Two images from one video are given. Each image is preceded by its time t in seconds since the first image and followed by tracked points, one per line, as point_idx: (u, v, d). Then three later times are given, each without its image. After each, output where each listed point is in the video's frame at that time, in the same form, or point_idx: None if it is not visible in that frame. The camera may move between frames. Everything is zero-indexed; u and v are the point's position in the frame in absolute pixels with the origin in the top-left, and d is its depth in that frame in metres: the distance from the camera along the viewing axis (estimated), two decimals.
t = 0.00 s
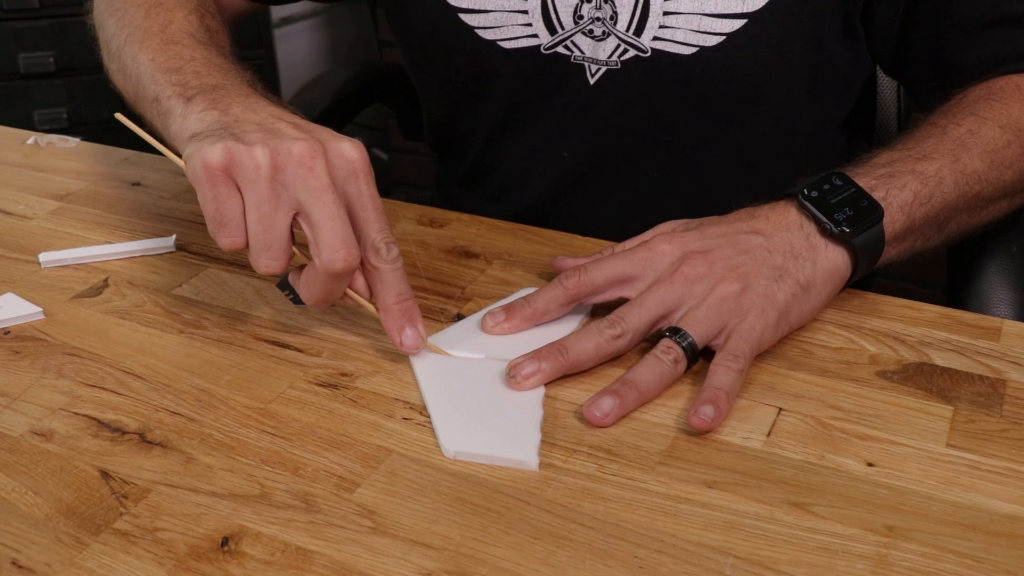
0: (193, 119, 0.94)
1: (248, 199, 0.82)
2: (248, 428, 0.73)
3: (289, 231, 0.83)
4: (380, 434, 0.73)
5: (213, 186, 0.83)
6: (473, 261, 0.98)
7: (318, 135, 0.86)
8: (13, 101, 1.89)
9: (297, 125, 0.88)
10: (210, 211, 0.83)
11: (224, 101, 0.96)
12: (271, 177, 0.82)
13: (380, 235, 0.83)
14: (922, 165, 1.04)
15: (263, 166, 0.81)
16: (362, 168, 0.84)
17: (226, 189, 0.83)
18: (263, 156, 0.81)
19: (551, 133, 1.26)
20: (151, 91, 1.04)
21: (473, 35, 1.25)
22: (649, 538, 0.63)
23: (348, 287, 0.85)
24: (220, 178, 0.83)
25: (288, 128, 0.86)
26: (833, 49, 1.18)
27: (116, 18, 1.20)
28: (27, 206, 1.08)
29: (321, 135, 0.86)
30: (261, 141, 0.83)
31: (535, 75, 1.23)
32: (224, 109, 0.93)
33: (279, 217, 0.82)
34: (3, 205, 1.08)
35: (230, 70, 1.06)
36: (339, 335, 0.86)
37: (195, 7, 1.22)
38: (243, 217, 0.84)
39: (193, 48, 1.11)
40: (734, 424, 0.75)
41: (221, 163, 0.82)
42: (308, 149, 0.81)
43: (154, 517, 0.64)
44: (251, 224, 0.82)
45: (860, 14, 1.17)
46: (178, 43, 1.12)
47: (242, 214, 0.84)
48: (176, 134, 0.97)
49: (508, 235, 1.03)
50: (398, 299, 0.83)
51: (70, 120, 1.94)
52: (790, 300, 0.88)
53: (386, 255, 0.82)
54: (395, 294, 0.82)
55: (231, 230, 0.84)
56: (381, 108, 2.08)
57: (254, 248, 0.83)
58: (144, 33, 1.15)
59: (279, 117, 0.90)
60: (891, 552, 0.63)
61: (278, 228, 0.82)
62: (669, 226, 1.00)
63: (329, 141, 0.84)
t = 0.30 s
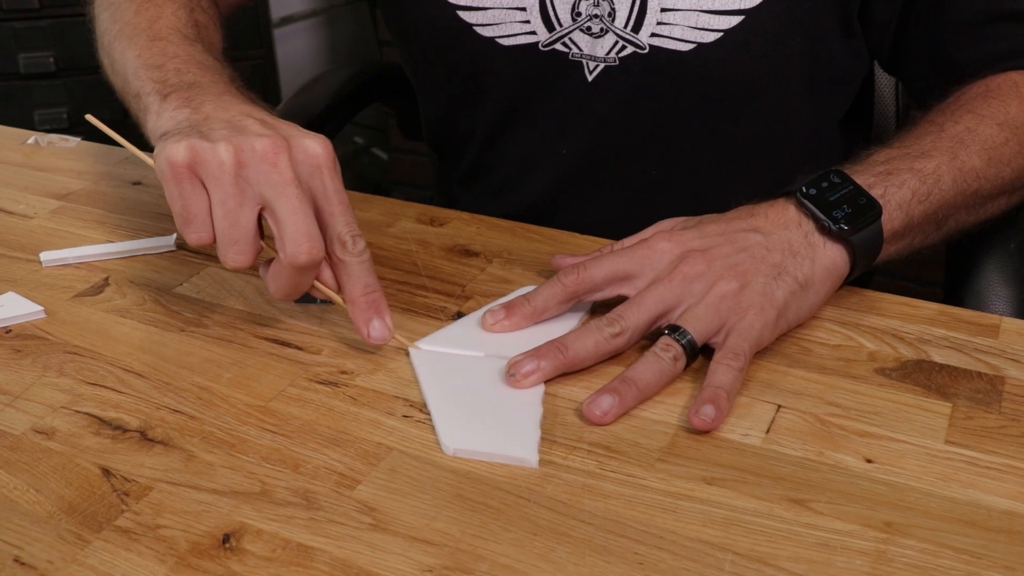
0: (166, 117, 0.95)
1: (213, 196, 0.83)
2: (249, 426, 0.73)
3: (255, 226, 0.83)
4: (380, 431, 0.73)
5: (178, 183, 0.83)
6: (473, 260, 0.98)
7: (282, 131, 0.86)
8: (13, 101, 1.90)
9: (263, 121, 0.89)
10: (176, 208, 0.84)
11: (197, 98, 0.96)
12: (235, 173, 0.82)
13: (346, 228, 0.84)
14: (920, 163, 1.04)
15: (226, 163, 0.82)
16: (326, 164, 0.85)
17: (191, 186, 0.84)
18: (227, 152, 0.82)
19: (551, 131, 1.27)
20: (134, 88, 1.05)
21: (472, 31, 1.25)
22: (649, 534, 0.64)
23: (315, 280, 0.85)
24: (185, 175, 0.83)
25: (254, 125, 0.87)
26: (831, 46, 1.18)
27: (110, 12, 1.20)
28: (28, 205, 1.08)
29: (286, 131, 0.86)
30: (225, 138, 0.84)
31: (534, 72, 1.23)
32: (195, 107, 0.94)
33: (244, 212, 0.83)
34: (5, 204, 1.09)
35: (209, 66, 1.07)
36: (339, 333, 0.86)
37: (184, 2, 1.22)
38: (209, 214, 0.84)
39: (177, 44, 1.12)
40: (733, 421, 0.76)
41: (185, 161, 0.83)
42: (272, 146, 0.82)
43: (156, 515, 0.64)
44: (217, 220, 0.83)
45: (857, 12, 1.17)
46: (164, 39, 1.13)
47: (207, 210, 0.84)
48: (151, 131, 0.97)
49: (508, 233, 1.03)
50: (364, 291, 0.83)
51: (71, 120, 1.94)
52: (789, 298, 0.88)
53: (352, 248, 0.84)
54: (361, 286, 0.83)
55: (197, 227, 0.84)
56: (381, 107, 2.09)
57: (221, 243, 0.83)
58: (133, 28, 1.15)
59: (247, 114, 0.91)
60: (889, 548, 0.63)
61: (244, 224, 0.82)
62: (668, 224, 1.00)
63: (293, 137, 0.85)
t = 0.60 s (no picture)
0: (175, 124, 0.95)
1: (219, 192, 0.84)
2: (254, 425, 0.73)
3: (264, 215, 0.83)
4: (385, 430, 0.73)
5: (183, 187, 0.85)
6: (476, 260, 0.98)
7: (280, 118, 0.86)
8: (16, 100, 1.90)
9: (261, 113, 0.89)
10: (188, 211, 0.85)
11: (203, 103, 0.96)
12: (236, 166, 0.83)
13: (358, 203, 0.82)
14: (923, 165, 1.04)
15: (225, 157, 0.83)
16: (327, 143, 0.83)
17: (198, 187, 0.85)
18: (223, 147, 0.83)
19: (553, 130, 1.27)
20: (149, 100, 1.05)
21: (474, 27, 1.25)
22: (653, 534, 0.64)
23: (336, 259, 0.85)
24: (189, 177, 0.84)
25: (252, 117, 0.87)
26: (832, 40, 1.19)
27: (125, 25, 1.21)
28: (33, 205, 1.08)
29: (284, 119, 0.86)
30: (221, 133, 0.85)
31: (536, 69, 1.24)
32: (200, 111, 0.94)
33: (252, 202, 0.83)
34: (9, 203, 1.09)
35: (217, 69, 1.06)
36: (343, 332, 0.86)
37: (194, 7, 1.23)
38: (219, 211, 0.85)
39: (187, 49, 1.12)
40: (736, 421, 0.76)
41: (185, 163, 0.84)
42: (266, 133, 0.83)
43: (162, 513, 0.64)
44: (227, 215, 0.84)
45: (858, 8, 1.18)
46: (176, 46, 1.13)
47: (218, 208, 0.85)
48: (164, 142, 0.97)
49: (511, 234, 1.03)
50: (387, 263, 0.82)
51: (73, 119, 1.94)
52: (791, 300, 0.88)
53: (368, 221, 0.82)
54: (384, 257, 0.82)
55: (209, 226, 0.85)
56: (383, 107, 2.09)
57: (237, 238, 0.84)
58: (146, 39, 1.16)
59: (247, 109, 0.91)
60: (893, 547, 0.64)
61: (253, 214, 0.83)
62: (672, 225, 1.00)
63: (289, 122, 0.84)
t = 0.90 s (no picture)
0: (214, 155, 0.95)
1: (268, 228, 0.84)
2: (261, 425, 0.73)
3: (312, 251, 0.83)
4: (391, 431, 0.73)
5: (232, 223, 0.85)
6: (482, 261, 0.98)
7: (326, 153, 0.88)
8: (22, 99, 1.90)
9: (305, 147, 0.90)
10: (234, 248, 0.85)
11: (241, 132, 0.96)
12: (285, 203, 0.84)
13: (406, 238, 0.84)
14: (931, 169, 1.04)
15: (275, 193, 0.84)
16: (375, 179, 0.85)
17: (245, 223, 0.85)
18: (273, 183, 0.84)
19: (558, 131, 1.27)
20: (178, 125, 1.06)
21: (485, 30, 1.25)
22: (660, 536, 0.64)
23: (382, 295, 0.85)
24: (237, 213, 0.85)
25: (297, 152, 0.88)
26: (842, 45, 1.19)
27: (145, 46, 1.21)
28: (39, 204, 1.08)
29: (329, 155, 0.88)
30: (270, 168, 0.85)
31: (546, 70, 1.24)
32: (240, 142, 0.94)
33: (300, 238, 0.83)
34: (16, 202, 1.09)
35: (246, 94, 1.07)
36: (350, 333, 0.86)
37: (216, 28, 1.23)
38: (266, 247, 0.85)
39: (214, 74, 1.12)
40: (742, 424, 0.76)
41: (234, 199, 0.84)
42: (316, 168, 0.84)
43: (169, 513, 0.64)
44: (275, 250, 0.84)
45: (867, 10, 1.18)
46: (201, 71, 1.13)
47: (265, 245, 0.85)
48: (201, 170, 0.98)
49: (517, 235, 1.03)
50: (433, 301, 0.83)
51: (78, 118, 1.95)
52: (797, 304, 0.88)
53: (416, 258, 0.83)
54: (432, 294, 0.83)
55: (257, 261, 0.85)
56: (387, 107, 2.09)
57: (283, 274, 0.84)
58: (170, 62, 1.16)
59: (289, 142, 0.92)
60: (900, 551, 0.64)
61: (301, 249, 0.83)
62: (679, 228, 1.00)
63: (336, 158, 0.86)
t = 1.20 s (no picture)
0: (228, 137, 0.95)
1: (283, 214, 0.83)
2: (264, 426, 0.73)
3: (325, 243, 0.84)
4: (394, 433, 0.73)
5: (248, 206, 0.84)
6: (486, 262, 0.98)
7: (347, 145, 0.87)
8: (26, 98, 1.90)
9: (326, 137, 0.89)
10: (247, 231, 0.85)
11: (257, 118, 0.96)
12: (304, 191, 0.83)
13: (418, 240, 0.84)
14: (937, 172, 1.04)
15: (295, 181, 0.83)
16: (394, 177, 0.85)
17: (261, 207, 0.84)
18: (294, 170, 0.83)
19: (562, 134, 1.27)
20: (186, 112, 1.05)
21: (488, 34, 1.25)
22: (664, 539, 0.64)
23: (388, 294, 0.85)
24: (254, 197, 0.84)
25: (319, 141, 0.88)
26: (848, 49, 1.18)
27: (148, 39, 1.21)
28: (43, 203, 1.08)
29: (350, 146, 0.87)
30: (291, 155, 0.84)
31: (551, 73, 1.23)
32: (257, 126, 0.94)
33: (314, 230, 0.83)
34: (19, 201, 1.09)
35: (258, 84, 1.07)
36: (353, 334, 0.86)
37: (221, 22, 1.23)
38: (280, 233, 0.85)
39: (223, 65, 1.12)
40: (746, 426, 0.76)
41: (253, 182, 0.84)
42: (338, 160, 0.83)
43: (171, 514, 0.64)
44: (288, 239, 0.83)
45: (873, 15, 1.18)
46: (210, 61, 1.13)
47: (279, 231, 0.85)
48: (212, 157, 0.97)
49: (521, 236, 1.03)
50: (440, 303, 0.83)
51: (81, 117, 1.95)
52: (803, 306, 0.88)
53: (427, 260, 0.83)
54: (438, 298, 0.83)
55: (269, 247, 0.85)
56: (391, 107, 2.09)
57: (293, 262, 0.84)
58: (175, 53, 1.15)
59: (310, 129, 0.91)
60: (904, 556, 0.63)
61: (314, 241, 0.83)
62: (683, 230, 1.00)
63: (358, 151, 0.85)
